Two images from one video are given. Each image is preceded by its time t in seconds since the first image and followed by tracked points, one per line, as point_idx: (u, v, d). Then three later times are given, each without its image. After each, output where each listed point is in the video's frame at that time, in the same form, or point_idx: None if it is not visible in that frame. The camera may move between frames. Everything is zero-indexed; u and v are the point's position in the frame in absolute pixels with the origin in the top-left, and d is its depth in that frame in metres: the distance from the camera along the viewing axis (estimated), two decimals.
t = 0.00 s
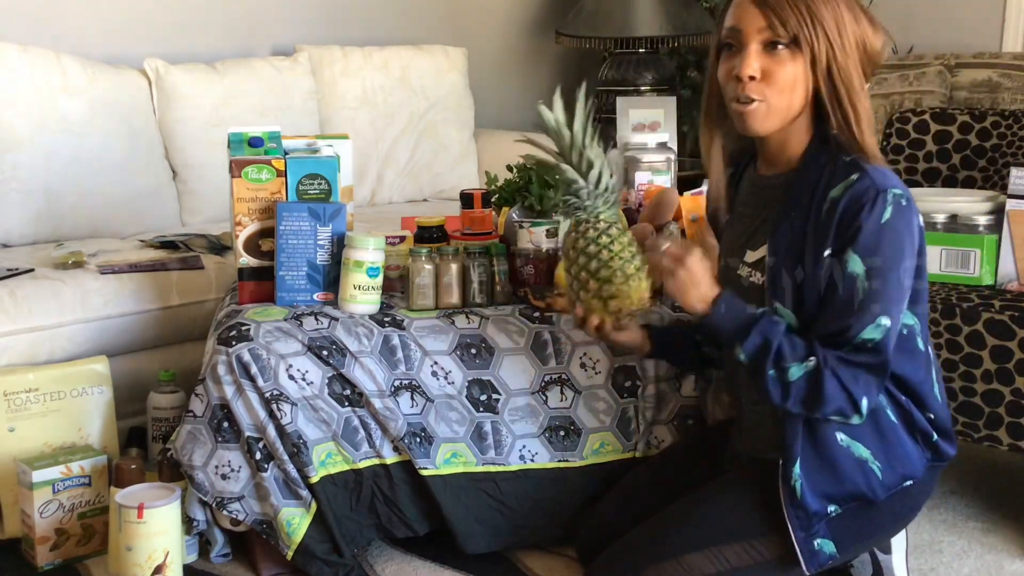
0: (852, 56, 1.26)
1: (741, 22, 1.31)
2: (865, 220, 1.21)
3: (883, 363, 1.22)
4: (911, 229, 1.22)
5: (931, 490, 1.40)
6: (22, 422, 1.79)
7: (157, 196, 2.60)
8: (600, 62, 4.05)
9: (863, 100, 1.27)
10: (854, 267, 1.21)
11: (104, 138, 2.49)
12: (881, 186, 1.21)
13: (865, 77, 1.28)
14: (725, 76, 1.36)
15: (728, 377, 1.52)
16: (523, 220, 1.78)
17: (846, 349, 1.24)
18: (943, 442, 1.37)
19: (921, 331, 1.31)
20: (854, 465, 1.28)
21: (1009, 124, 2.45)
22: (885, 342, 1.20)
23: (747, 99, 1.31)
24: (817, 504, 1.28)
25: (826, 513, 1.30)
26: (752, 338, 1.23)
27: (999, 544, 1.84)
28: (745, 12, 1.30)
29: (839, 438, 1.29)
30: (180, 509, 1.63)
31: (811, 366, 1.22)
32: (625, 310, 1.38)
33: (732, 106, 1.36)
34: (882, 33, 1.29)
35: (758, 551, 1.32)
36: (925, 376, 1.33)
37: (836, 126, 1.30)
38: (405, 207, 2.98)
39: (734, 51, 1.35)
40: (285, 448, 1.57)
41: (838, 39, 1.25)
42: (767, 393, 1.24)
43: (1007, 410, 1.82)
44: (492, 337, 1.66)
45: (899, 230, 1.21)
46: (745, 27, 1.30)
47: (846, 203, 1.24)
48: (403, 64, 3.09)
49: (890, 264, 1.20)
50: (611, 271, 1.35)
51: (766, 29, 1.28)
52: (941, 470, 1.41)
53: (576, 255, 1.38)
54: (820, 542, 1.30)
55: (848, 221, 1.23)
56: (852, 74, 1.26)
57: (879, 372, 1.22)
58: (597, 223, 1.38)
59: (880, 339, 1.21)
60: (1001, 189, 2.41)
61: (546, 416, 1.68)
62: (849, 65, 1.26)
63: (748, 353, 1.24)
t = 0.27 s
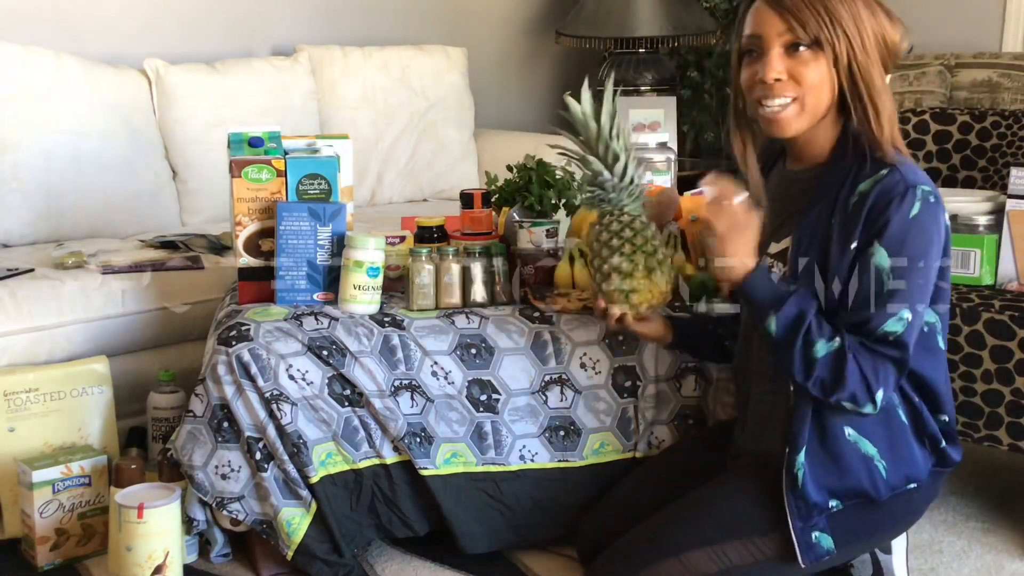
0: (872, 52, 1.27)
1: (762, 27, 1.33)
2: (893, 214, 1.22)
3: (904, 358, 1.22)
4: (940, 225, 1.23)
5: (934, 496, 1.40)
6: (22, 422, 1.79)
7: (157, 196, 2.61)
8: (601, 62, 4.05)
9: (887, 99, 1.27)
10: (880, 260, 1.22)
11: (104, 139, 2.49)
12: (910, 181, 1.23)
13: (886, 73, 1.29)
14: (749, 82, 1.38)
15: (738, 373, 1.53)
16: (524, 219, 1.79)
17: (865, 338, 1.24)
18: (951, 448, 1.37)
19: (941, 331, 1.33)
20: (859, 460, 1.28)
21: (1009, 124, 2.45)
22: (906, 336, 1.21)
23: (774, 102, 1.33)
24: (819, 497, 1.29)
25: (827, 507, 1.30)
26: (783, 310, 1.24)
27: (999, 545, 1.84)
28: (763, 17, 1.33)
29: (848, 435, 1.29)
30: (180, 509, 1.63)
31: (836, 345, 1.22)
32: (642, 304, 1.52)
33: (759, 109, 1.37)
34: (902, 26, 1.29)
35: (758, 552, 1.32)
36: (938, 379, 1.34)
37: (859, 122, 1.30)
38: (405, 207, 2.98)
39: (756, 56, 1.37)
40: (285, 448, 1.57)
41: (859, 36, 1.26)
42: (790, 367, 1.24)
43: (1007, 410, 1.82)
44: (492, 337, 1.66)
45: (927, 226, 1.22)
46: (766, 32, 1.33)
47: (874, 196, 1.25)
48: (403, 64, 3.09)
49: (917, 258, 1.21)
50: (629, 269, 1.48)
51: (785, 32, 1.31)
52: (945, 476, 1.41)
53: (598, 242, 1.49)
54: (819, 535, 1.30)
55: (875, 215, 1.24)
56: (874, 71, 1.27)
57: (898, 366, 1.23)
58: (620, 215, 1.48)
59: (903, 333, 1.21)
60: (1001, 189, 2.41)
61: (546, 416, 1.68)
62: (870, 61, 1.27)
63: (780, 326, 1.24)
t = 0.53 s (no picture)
0: (880, 51, 1.27)
1: (772, 24, 1.33)
2: (903, 210, 1.23)
3: (910, 351, 1.22)
4: (948, 220, 1.24)
5: (931, 494, 1.40)
6: (22, 422, 1.79)
7: (157, 196, 2.61)
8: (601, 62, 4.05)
9: (892, 98, 1.28)
10: (889, 254, 1.22)
11: (104, 139, 2.49)
12: (921, 178, 1.23)
13: (894, 73, 1.30)
14: (758, 80, 1.38)
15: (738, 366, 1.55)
16: (524, 219, 1.78)
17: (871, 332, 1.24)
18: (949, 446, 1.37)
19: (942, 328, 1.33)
20: (858, 456, 1.28)
21: (1009, 124, 2.45)
22: (912, 330, 1.21)
23: (783, 99, 1.33)
24: (816, 491, 1.29)
25: (825, 501, 1.30)
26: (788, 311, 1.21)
27: (999, 545, 1.84)
28: (773, 15, 1.33)
29: (848, 430, 1.29)
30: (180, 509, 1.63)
31: (842, 342, 1.21)
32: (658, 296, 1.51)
33: (769, 106, 1.37)
34: (911, 25, 1.29)
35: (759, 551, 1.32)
36: (938, 376, 1.34)
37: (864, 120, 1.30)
38: (405, 207, 2.98)
39: (765, 55, 1.36)
40: (285, 448, 1.57)
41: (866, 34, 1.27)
42: (799, 369, 1.22)
43: (1007, 410, 1.82)
44: (492, 337, 1.66)
45: (936, 221, 1.23)
46: (775, 30, 1.32)
47: (885, 191, 1.26)
48: (403, 64, 3.09)
49: (925, 254, 1.21)
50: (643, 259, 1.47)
51: (794, 30, 1.30)
52: (942, 474, 1.41)
53: (614, 233, 1.50)
54: (814, 529, 1.30)
55: (885, 210, 1.25)
56: (882, 69, 1.27)
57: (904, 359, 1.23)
58: (637, 206, 1.48)
59: (908, 327, 1.21)
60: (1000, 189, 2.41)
61: (546, 416, 1.68)
62: (877, 60, 1.27)
63: (787, 327, 1.21)
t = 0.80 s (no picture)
0: (872, 46, 1.29)
1: (766, 29, 1.32)
2: (900, 206, 1.23)
3: (908, 346, 1.23)
4: (944, 216, 1.24)
5: (930, 491, 1.40)
6: (22, 422, 1.79)
7: (157, 196, 2.61)
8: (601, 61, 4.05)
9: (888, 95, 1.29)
10: (886, 250, 1.23)
11: (104, 139, 2.49)
12: (917, 174, 1.23)
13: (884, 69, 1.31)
14: (758, 87, 1.36)
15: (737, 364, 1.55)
16: (525, 219, 1.79)
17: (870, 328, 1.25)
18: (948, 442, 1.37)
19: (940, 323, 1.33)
20: (857, 453, 1.28)
21: (1009, 124, 2.45)
22: (909, 326, 1.22)
23: (786, 103, 1.32)
24: (815, 486, 1.29)
25: (823, 498, 1.30)
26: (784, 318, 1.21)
27: (999, 545, 1.84)
28: (767, 21, 1.32)
29: (845, 426, 1.28)
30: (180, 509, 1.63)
31: (840, 342, 1.22)
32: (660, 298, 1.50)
33: (770, 112, 1.36)
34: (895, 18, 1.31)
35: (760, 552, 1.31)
36: (936, 372, 1.33)
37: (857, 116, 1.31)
38: (405, 207, 2.98)
39: (762, 61, 1.35)
40: (285, 448, 1.57)
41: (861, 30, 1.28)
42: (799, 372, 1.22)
43: (1007, 410, 1.82)
44: (492, 337, 1.66)
45: (932, 217, 1.23)
46: (771, 35, 1.32)
47: (882, 188, 1.25)
48: (403, 64, 3.09)
49: (922, 250, 1.22)
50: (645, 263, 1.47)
51: (790, 34, 1.30)
52: (940, 470, 1.41)
53: (614, 238, 1.50)
54: (813, 525, 1.30)
55: (882, 207, 1.25)
56: (874, 63, 1.29)
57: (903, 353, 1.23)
58: (637, 210, 1.49)
59: (907, 323, 1.23)
60: (1000, 189, 2.41)
61: (546, 416, 1.68)
62: (871, 53, 1.28)
63: (783, 332, 1.21)
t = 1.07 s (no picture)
0: (862, 45, 1.29)
1: (757, 31, 1.32)
2: (893, 206, 1.22)
3: (904, 346, 1.23)
4: (937, 215, 1.24)
5: (928, 489, 1.40)
6: (22, 422, 1.79)
7: (157, 196, 2.61)
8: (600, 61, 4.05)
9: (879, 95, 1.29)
10: (879, 250, 1.22)
11: (104, 139, 2.49)
12: (910, 173, 1.23)
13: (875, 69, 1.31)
14: (751, 89, 1.36)
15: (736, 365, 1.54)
16: (525, 219, 1.79)
17: (865, 329, 1.26)
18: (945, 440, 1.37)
19: (936, 321, 1.33)
20: (856, 452, 1.28)
21: (1009, 124, 2.45)
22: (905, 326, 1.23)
23: (779, 105, 1.32)
24: (813, 486, 1.29)
25: (822, 498, 1.30)
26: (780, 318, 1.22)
27: (999, 545, 1.84)
28: (757, 23, 1.32)
29: (842, 425, 1.28)
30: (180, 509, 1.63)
31: (835, 342, 1.22)
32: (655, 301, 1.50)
33: (764, 113, 1.36)
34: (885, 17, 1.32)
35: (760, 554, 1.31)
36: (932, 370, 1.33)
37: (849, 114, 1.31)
38: (405, 207, 2.98)
39: (754, 63, 1.35)
40: (285, 448, 1.57)
41: (852, 30, 1.28)
42: (794, 372, 1.22)
43: (1007, 410, 1.82)
44: (492, 337, 1.66)
45: (925, 217, 1.23)
46: (763, 37, 1.32)
47: (875, 188, 1.25)
48: (403, 64, 3.09)
49: (916, 250, 1.22)
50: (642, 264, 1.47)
51: (781, 36, 1.30)
52: (938, 468, 1.42)
53: (607, 240, 1.50)
54: (811, 525, 1.30)
55: (875, 207, 1.25)
56: (865, 62, 1.29)
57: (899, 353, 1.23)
58: (630, 213, 1.48)
59: (902, 323, 1.23)
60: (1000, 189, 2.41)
61: (546, 416, 1.68)
62: (861, 53, 1.29)
63: (780, 333, 1.22)
